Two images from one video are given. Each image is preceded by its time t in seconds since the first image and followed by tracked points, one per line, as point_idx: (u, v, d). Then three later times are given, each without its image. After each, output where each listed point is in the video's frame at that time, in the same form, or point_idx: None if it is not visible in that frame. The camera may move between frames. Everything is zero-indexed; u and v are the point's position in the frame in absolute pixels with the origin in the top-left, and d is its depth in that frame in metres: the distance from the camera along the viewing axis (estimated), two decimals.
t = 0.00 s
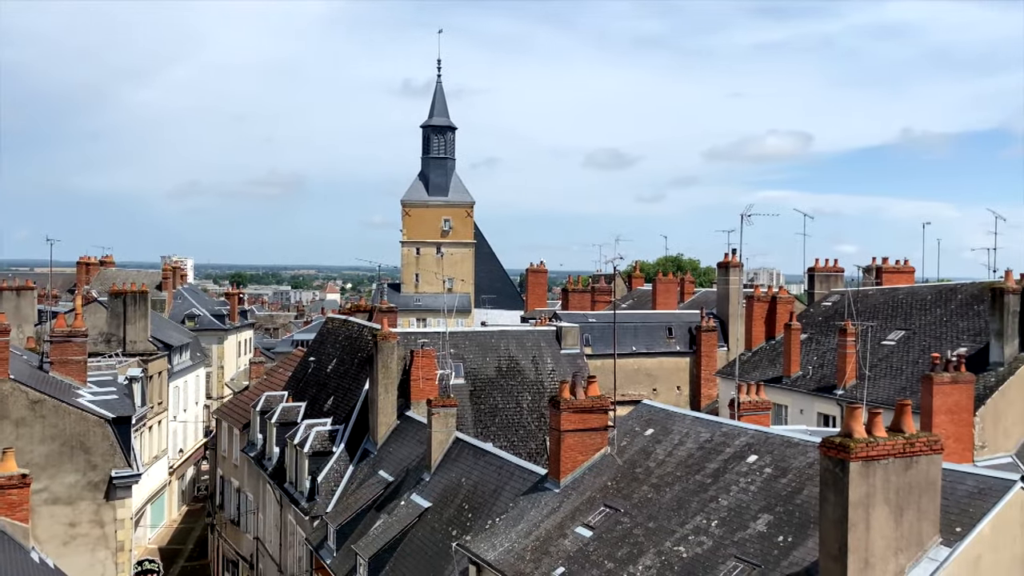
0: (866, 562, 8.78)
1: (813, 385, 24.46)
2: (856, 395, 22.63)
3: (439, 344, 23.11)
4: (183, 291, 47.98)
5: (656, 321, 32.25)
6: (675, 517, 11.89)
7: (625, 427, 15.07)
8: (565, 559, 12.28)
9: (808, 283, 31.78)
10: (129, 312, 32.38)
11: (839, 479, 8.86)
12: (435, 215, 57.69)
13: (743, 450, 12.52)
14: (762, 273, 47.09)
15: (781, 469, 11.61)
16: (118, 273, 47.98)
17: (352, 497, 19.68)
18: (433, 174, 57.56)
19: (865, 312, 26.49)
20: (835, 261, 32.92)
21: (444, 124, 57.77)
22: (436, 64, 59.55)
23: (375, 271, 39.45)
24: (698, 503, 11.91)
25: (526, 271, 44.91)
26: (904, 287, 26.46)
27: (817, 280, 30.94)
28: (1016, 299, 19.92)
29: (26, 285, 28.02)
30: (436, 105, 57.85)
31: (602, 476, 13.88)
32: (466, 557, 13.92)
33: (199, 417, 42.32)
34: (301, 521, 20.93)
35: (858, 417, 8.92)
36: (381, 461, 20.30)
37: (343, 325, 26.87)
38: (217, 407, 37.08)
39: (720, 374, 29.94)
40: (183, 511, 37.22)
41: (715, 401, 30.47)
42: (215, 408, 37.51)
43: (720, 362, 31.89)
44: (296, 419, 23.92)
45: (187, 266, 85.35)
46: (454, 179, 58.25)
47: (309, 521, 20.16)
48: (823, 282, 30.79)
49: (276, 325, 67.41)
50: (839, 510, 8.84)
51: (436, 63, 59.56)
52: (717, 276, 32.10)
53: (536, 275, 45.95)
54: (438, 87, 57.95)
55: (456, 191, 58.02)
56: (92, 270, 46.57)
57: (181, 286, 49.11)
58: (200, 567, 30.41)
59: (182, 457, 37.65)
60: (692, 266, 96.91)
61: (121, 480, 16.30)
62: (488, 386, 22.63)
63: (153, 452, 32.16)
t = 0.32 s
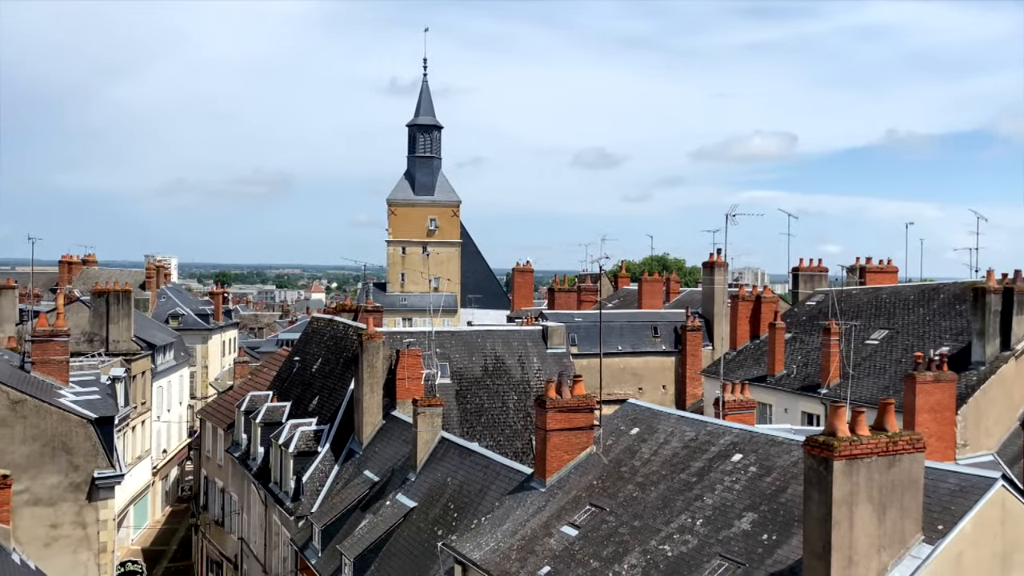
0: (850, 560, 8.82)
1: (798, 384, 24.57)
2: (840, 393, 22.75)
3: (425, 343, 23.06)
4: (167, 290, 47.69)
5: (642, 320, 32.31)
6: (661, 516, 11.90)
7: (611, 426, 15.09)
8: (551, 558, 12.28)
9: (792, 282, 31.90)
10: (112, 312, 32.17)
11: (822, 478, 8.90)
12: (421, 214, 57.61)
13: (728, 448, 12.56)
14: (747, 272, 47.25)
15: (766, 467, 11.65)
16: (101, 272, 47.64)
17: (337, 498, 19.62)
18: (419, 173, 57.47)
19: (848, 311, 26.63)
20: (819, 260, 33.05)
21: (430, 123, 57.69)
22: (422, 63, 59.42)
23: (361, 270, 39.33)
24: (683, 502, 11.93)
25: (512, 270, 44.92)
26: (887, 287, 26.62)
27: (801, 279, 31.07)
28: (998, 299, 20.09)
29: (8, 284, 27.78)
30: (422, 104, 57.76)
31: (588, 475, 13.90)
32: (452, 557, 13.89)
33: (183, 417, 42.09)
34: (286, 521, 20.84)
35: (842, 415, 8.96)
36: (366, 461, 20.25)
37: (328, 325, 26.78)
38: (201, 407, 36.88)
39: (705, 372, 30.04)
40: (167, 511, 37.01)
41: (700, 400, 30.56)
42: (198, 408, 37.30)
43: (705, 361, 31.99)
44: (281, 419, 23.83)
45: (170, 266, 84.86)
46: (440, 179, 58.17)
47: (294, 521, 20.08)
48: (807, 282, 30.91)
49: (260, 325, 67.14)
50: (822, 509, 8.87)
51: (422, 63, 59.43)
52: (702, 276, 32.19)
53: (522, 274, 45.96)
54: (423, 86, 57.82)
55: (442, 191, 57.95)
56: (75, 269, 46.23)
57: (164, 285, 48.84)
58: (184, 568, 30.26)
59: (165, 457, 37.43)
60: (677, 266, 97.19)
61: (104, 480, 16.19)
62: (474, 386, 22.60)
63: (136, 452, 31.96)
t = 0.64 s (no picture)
0: (835, 558, 8.87)
1: (783, 383, 24.66)
2: (825, 393, 22.86)
3: (412, 343, 23.00)
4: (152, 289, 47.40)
5: (629, 320, 32.35)
6: (647, 515, 11.92)
7: (598, 426, 15.11)
8: (538, 557, 12.28)
9: (777, 282, 32.00)
10: (97, 311, 31.94)
11: (807, 476, 8.93)
12: (408, 214, 57.49)
13: (714, 447, 12.59)
14: (733, 272, 47.37)
15: (751, 466, 11.68)
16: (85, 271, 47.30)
17: (324, 498, 19.56)
18: (406, 172, 57.35)
19: (833, 311, 26.75)
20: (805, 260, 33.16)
21: (417, 122, 57.58)
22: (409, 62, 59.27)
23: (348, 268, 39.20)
24: (670, 500, 11.96)
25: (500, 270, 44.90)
26: (873, 287, 26.75)
27: (787, 279, 31.18)
28: (981, 298, 20.24)
29: None
30: (409, 103, 57.63)
31: (575, 474, 13.90)
32: (439, 557, 13.85)
33: (168, 417, 41.88)
34: (272, 521, 20.74)
35: (827, 414, 8.99)
36: (353, 461, 20.19)
37: (315, 324, 26.69)
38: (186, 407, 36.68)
39: (691, 372, 30.10)
40: (151, 512, 36.79)
41: (687, 399, 30.60)
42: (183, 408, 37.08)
43: (691, 360, 32.06)
44: (267, 419, 23.73)
45: (155, 265, 84.38)
46: (427, 178, 58.06)
47: (280, 522, 19.98)
48: (793, 282, 31.02)
49: (246, 324, 66.82)
50: (807, 508, 8.90)
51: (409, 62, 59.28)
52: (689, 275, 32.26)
53: (510, 274, 45.95)
54: (411, 85, 57.69)
55: (429, 190, 57.84)
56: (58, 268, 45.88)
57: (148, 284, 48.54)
58: (169, 569, 30.09)
59: (150, 457, 37.19)
60: (664, 266, 97.42)
61: (87, 481, 16.08)
62: (461, 385, 22.57)
63: (120, 453, 31.76)
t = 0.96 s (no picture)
0: (818, 556, 8.90)
1: (767, 382, 24.76)
2: (809, 392, 22.96)
3: (397, 343, 22.94)
4: (134, 289, 47.06)
5: (614, 319, 32.40)
6: (632, 514, 11.94)
7: (583, 425, 15.13)
8: (523, 557, 12.27)
9: (761, 281, 32.13)
10: (79, 311, 31.66)
11: (791, 475, 8.96)
12: (393, 213, 57.36)
13: (699, 446, 12.62)
14: (718, 272, 47.49)
15: (735, 465, 11.72)
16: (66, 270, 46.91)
17: (308, 498, 19.49)
18: (392, 171, 57.21)
19: (817, 310, 26.89)
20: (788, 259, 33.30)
21: (403, 121, 57.47)
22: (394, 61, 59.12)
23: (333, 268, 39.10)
24: (655, 499, 11.98)
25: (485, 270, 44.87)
26: (856, 287, 26.90)
27: (771, 279, 31.31)
28: (962, 299, 20.39)
29: None
30: (395, 102, 57.51)
31: (560, 474, 13.90)
32: (424, 557, 13.82)
33: (151, 417, 41.60)
34: (256, 522, 20.63)
35: (810, 413, 9.02)
36: (337, 462, 20.12)
37: (299, 324, 26.59)
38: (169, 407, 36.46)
39: (676, 371, 30.19)
40: (134, 513, 36.56)
41: (671, 398, 30.67)
42: (166, 408, 36.85)
43: (676, 360, 32.14)
44: (251, 419, 23.62)
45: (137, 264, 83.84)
46: (413, 177, 57.95)
47: (264, 522, 19.87)
48: (777, 282, 31.15)
49: (230, 324, 66.48)
50: (791, 506, 8.93)
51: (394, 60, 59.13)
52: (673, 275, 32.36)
53: (495, 274, 45.94)
54: (396, 84, 57.50)
55: (415, 189, 57.74)
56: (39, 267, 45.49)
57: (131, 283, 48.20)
58: (151, 570, 29.91)
59: (132, 458, 36.94)
60: (650, 266, 97.71)
61: (69, 482, 15.94)
62: (447, 385, 22.54)
63: (102, 453, 31.54)
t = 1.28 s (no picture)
0: (803, 555, 8.94)
1: (753, 381, 24.86)
2: (794, 391, 23.05)
3: (383, 343, 22.88)
4: (119, 288, 46.78)
5: (601, 319, 32.43)
6: (618, 513, 11.96)
7: (570, 424, 15.13)
8: (509, 557, 12.27)
9: (747, 281, 32.22)
10: (62, 311, 31.41)
11: (776, 474, 9.00)
12: (379, 212, 57.23)
13: (684, 446, 12.65)
14: (704, 271, 47.63)
15: (721, 464, 11.75)
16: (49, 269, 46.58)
17: (294, 499, 19.42)
18: (378, 170, 57.06)
19: (802, 310, 27.01)
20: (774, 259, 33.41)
21: (389, 120, 57.35)
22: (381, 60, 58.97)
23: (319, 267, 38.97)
24: (641, 499, 12.00)
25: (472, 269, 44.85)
26: (841, 287, 27.02)
27: (757, 279, 31.41)
28: (946, 298, 20.51)
29: None
30: (381, 101, 57.38)
31: (546, 473, 13.91)
32: (410, 557, 13.78)
33: (135, 417, 41.36)
34: (241, 522, 20.53)
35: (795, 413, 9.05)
36: (323, 462, 20.06)
37: (285, 323, 26.51)
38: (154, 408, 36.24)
39: (663, 370, 30.24)
40: (118, 514, 36.33)
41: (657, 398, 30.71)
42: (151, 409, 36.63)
43: (663, 359, 32.21)
44: (236, 419, 23.52)
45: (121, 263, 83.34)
46: (400, 176, 57.83)
47: (249, 523, 19.77)
48: (762, 282, 31.25)
49: (215, 323, 66.17)
50: (775, 506, 8.97)
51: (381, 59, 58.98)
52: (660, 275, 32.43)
53: (482, 273, 45.92)
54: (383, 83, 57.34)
55: (401, 189, 57.63)
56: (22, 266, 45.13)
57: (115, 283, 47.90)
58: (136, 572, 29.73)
59: (116, 458, 36.71)
60: (636, 265, 97.91)
61: (51, 483, 15.81)
62: (433, 385, 22.50)
63: (86, 454, 31.34)
